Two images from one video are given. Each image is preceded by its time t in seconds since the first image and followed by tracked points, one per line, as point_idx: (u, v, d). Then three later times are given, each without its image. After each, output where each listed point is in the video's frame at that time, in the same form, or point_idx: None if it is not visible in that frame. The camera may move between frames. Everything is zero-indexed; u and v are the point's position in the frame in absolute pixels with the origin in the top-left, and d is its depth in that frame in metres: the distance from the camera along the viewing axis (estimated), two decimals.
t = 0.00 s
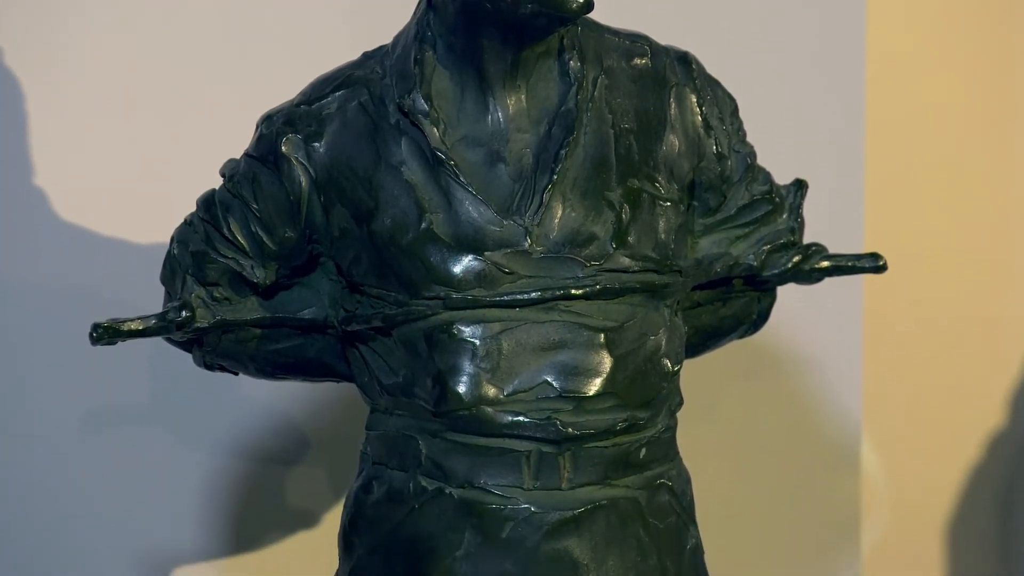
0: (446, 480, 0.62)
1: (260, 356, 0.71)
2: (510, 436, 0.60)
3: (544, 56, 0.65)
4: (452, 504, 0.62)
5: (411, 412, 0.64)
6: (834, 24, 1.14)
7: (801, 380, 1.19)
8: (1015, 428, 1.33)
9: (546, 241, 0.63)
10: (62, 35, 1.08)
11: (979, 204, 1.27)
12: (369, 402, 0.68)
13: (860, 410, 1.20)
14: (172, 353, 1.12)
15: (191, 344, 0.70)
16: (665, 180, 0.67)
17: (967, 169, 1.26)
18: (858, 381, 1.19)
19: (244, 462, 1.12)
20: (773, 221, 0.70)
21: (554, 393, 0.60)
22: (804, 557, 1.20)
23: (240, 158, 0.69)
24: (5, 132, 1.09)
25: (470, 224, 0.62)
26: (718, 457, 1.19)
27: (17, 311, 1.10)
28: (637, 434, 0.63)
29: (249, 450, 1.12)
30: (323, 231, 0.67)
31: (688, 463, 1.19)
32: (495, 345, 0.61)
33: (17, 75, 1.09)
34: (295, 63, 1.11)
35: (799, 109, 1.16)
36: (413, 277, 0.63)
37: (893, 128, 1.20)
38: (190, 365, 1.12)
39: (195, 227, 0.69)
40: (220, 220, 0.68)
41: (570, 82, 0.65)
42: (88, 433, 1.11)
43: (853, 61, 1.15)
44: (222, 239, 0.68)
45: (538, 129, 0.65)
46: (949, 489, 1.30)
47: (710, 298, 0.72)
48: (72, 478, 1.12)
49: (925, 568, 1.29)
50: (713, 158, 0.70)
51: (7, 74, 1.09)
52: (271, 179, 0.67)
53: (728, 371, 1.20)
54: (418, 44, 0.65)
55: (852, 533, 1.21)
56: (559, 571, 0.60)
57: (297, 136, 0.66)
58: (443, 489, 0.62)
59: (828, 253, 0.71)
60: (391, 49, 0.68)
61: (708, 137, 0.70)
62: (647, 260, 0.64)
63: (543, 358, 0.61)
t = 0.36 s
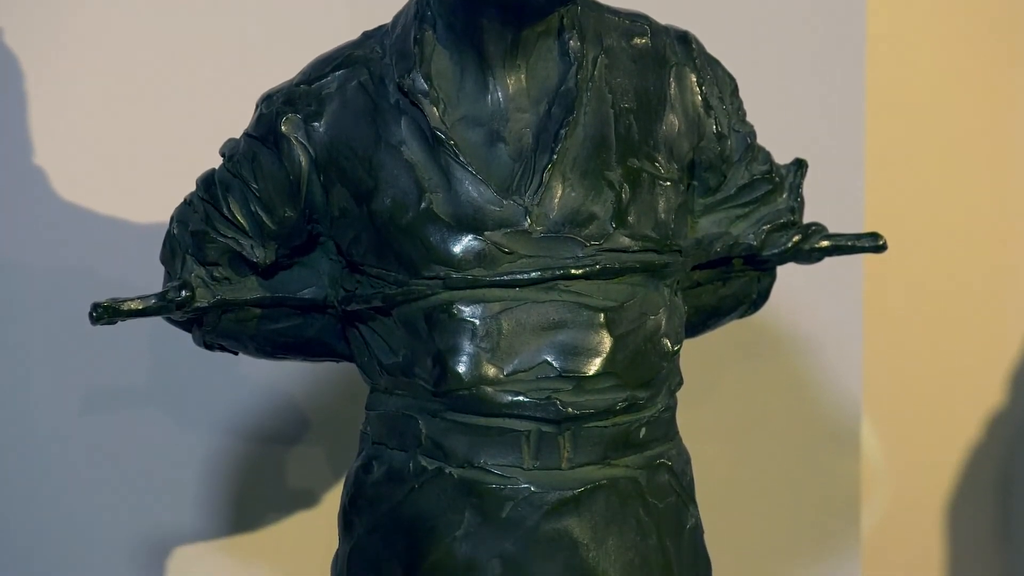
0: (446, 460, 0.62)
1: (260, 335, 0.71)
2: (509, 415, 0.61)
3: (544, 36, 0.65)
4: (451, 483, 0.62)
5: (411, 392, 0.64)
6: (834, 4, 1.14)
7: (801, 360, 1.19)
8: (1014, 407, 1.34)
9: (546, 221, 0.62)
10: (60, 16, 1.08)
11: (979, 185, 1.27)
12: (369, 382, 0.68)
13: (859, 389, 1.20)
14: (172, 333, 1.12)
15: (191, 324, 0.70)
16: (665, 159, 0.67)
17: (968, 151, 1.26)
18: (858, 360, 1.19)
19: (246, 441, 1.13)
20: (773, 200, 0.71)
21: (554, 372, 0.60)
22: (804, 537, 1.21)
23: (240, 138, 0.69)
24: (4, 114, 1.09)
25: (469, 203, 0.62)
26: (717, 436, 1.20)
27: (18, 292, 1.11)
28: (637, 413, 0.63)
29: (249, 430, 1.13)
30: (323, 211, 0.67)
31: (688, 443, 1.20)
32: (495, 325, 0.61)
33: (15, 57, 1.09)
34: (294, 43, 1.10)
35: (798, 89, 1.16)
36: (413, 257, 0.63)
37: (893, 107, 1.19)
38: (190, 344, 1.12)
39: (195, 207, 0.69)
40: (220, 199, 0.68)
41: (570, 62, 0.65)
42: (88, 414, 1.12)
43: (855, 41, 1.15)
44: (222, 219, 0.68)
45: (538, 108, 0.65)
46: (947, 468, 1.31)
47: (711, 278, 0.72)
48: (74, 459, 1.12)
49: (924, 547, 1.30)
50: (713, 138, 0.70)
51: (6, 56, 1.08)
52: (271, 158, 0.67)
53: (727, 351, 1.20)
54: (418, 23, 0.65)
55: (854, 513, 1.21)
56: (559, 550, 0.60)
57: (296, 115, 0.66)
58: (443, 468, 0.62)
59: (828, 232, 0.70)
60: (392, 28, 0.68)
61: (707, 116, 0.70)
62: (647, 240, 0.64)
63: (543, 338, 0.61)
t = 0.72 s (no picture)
0: (446, 441, 0.62)
1: (260, 317, 0.71)
2: (509, 397, 0.61)
3: (544, 17, 0.65)
4: (451, 465, 0.62)
5: (411, 373, 0.64)
6: None
7: (801, 341, 1.20)
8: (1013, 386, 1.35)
9: (546, 202, 0.62)
10: None
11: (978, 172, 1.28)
12: (368, 363, 0.69)
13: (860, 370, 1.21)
14: (172, 314, 1.13)
15: (191, 306, 0.70)
16: (665, 141, 0.67)
17: (968, 138, 1.26)
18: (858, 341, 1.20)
19: (246, 423, 1.13)
20: (773, 181, 0.71)
21: (554, 354, 0.60)
22: (804, 517, 1.22)
23: (240, 120, 0.69)
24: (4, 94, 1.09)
25: (469, 184, 0.62)
26: (717, 417, 1.20)
27: (18, 274, 1.10)
28: (637, 395, 0.64)
29: (249, 411, 1.13)
30: (323, 192, 0.67)
31: (687, 424, 1.19)
32: (495, 306, 0.61)
33: (15, 37, 1.08)
34: (297, 27, 1.11)
35: (799, 69, 1.15)
36: (413, 238, 0.62)
37: (895, 89, 1.19)
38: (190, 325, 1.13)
39: (195, 188, 0.69)
40: (219, 181, 0.68)
41: (570, 43, 0.64)
42: (88, 395, 1.12)
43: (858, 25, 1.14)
44: (222, 200, 0.68)
45: (538, 90, 0.65)
46: (946, 448, 1.31)
47: (710, 260, 0.72)
48: (74, 440, 1.12)
49: (924, 528, 1.31)
50: (713, 119, 0.70)
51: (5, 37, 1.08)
52: (271, 140, 0.67)
53: (727, 332, 1.20)
54: (418, 5, 0.64)
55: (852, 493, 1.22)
56: (560, 531, 0.60)
57: (296, 97, 0.66)
58: (443, 449, 0.62)
59: (828, 214, 0.70)
60: (391, 10, 0.67)
61: (707, 98, 0.70)
62: (647, 221, 0.64)
63: (543, 319, 0.61)
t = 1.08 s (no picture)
0: (446, 423, 0.63)
1: (260, 299, 0.71)
2: (510, 379, 0.61)
3: None
4: (451, 447, 0.62)
5: (411, 355, 0.64)
6: None
7: (801, 323, 1.20)
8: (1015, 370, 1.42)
9: (546, 184, 0.62)
10: None
11: (977, 163, 1.34)
12: (368, 345, 0.69)
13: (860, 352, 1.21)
14: (173, 296, 1.13)
15: (190, 288, 0.70)
16: (665, 123, 0.67)
17: (965, 130, 1.32)
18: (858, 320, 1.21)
19: (246, 405, 1.14)
20: (773, 163, 0.71)
21: (554, 336, 0.60)
22: (804, 498, 1.22)
23: (240, 102, 0.69)
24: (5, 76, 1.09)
25: (469, 166, 0.62)
26: (717, 400, 1.20)
27: (18, 256, 1.11)
28: (637, 376, 0.64)
29: (249, 393, 1.14)
30: (323, 174, 0.67)
31: (687, 406, 1.20)
32: (495, 289, 0.61)
33: (16, 19, 1.08)
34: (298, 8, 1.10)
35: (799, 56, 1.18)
36: (413, 221, 0.63)
37: (893, 86, 1.26)
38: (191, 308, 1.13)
39: (195, 170, 0.69)
40: (220, 163, 0.68)
41: (570, 25, 0.64)
42: (88, 377, 1.12)
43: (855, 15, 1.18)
44: (222, 182, 0.68)
45: (538, 72, 0.64)
46: (946, 430, 1.38)
47: (711, 242, 0.73)
48: (76, 422, 1.13)
49: (927, 505, 1.38)
50: (714, 101, 0.70)
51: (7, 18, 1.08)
52: (271, 122, 0.67)
53: (728, 314, 1.20)
54: None
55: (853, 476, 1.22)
56: (560, 514, 0.60)
57: (296, 79, 0.66)
58: (443, 432, 0.63)
59: (828, 196, 0.71)
60: None
61: (708, 79, 0.70)
62: (647, 204, 0.64)
63: (544, 302, 0.61)
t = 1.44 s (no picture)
0: (446, 408, 0.63)
1: (260, 284, 0.72)
2: (510, 363, 0.61)
3: None
4: (451, 432, 0.62)
5: (411, 340, 0.65)
6: None
7: (801, 308, 1.20)
8: (1014, 356, 1.42)
9: (546, 169, 0.62)
10: None
11: (977, 147, 1.34)
12: (368, 330, 0.69)
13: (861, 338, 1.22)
14: (172, 282, 1.13)
15: (191, 273, 0.71)
16: (665, 108, 0.66)
17: (965, 114, 1.32)
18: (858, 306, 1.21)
19: (246, 390, 1.14)
20: (773, 148, 0.71)
21: (554, 321, 0.60)
22: (804, 482, 1.23)
23: (240, 87, 0.68)
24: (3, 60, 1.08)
25: (469, 151, 0.62)
26: (717, 386, 1.20)
27: (18, 241, 1.11)
28: (637, 361, 0.64)
29: (249, 378, 1.14)
30: (323, 159, 0.67)
31: (687, 391, 1.20)
32: (495, 274, 0.61)
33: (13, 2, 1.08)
34: None
35: (799, 40, 1.18)
36: (413, 206, 0.62)
37: (894, 73, 1.26)
38: (190, 293, 1.13)
39: (195, 155, 0.69)
40: (219, 148, 0.68)
41: (570, 11, 0.63)
42: (88, 362, 1.13)
43: None
44: (222, 167, 0.68)
45: (538, 57, 0.64)
46: (945, 415, 1.39)
47: (712, 227, 0.73)
48: (76, 407, 1.13)
49: (925, 490, 1.39)
50: (714, 86, 0.70)
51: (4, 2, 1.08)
52: (270, 107, 0.66)
53: (728, 299, 1.20)
54: None
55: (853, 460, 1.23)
56: (560, 498, 0.60)
57: (296, 64, 0.66)
58: (443, 417, 0.63)
59: (828, 180, 0.71)
60: None
61: (707, 64, 0.70)
62: (647, 188, 0.64)
63: (544, 287, 0.61)
